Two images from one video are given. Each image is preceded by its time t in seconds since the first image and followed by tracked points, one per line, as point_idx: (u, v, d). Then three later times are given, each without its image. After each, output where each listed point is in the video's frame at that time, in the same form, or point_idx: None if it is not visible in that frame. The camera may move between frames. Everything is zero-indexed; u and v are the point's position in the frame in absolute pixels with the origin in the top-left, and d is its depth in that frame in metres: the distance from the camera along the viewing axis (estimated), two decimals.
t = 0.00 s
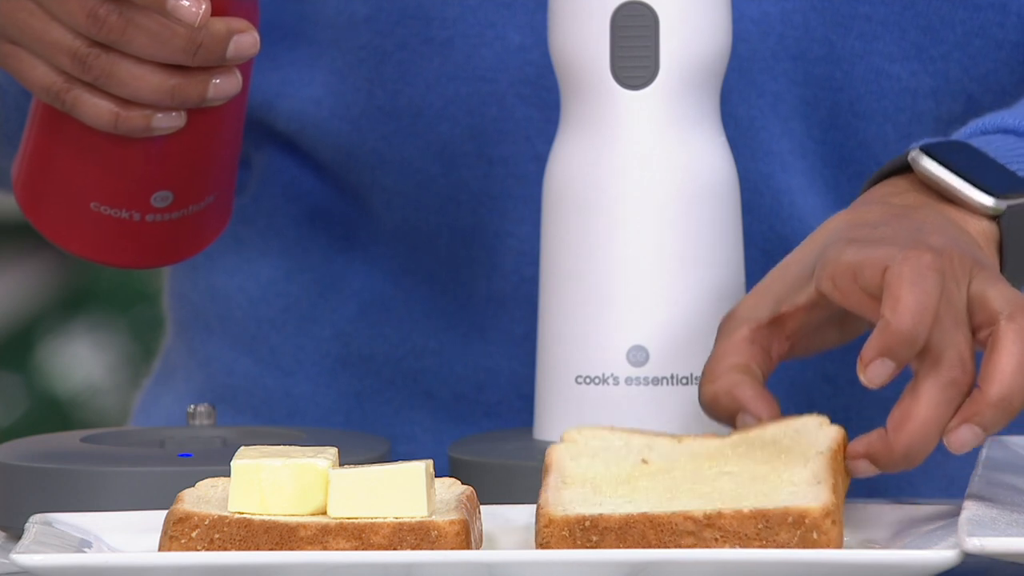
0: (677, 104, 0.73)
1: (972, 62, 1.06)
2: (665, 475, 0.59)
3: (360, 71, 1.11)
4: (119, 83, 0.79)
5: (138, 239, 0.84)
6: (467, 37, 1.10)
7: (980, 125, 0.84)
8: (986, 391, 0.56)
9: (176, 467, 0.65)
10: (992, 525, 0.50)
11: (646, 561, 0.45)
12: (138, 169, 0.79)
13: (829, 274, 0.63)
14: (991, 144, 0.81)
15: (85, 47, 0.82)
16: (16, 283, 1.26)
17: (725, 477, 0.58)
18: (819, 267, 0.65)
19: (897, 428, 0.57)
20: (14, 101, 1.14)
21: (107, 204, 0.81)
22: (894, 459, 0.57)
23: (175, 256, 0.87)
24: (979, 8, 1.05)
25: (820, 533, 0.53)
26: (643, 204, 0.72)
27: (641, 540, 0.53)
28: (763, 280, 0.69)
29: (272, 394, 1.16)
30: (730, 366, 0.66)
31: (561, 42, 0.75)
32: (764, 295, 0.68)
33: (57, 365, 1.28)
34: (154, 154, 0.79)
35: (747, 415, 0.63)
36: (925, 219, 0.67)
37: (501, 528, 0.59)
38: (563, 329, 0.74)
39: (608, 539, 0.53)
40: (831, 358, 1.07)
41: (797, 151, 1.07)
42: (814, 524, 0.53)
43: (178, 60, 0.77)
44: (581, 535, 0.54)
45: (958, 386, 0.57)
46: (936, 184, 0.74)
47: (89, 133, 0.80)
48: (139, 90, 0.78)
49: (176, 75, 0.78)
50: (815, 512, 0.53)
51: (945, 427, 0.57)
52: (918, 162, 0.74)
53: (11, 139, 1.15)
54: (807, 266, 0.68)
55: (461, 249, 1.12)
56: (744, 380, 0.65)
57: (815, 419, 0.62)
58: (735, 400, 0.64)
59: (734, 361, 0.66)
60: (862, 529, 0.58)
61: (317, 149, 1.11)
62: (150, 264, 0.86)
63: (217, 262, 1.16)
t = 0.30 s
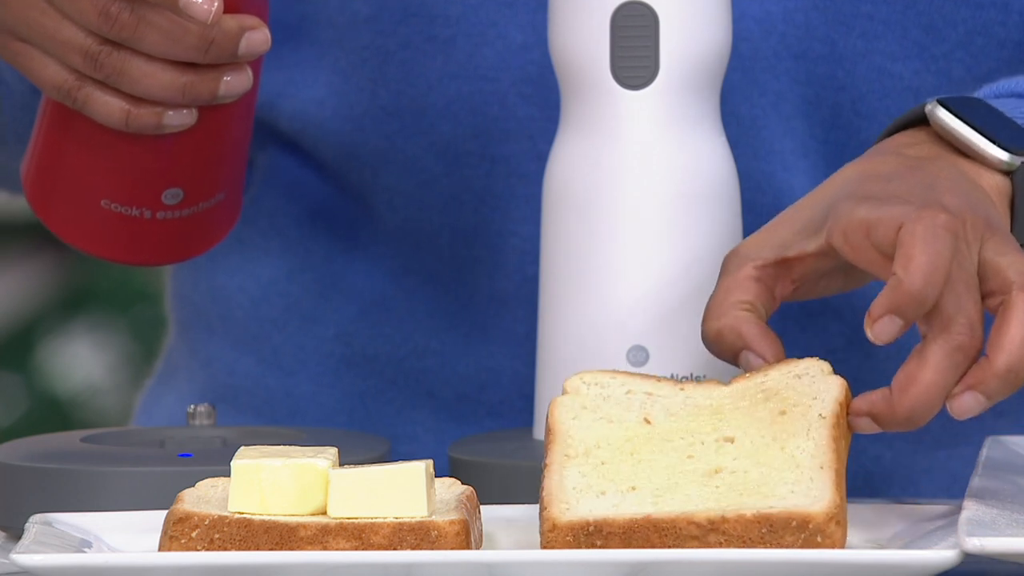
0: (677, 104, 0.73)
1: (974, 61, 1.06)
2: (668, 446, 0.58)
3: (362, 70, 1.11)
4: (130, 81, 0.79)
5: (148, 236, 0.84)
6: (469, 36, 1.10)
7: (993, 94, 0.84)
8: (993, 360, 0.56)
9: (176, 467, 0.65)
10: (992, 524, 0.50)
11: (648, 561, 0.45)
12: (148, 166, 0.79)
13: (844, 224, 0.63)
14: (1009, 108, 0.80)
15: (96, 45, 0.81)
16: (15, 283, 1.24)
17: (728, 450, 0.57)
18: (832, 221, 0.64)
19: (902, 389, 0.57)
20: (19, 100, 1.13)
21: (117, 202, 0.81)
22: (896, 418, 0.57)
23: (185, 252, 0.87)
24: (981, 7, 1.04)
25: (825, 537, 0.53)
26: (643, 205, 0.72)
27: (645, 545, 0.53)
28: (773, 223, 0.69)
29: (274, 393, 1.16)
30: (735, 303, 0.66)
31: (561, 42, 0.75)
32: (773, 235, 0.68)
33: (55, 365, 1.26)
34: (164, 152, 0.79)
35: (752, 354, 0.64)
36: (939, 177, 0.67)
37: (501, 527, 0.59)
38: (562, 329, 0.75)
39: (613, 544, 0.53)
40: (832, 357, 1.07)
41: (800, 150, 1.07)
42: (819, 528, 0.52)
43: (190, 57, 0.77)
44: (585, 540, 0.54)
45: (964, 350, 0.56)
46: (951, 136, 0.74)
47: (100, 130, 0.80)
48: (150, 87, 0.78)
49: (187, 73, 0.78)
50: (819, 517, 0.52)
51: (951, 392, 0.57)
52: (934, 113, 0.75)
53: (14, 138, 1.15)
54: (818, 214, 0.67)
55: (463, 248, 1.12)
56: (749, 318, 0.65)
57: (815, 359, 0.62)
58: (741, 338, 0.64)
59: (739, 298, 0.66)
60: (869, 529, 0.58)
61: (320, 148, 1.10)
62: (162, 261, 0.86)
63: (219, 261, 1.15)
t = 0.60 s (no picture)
0: (677, 104, 0.73)
1: (973, 61, 1.06)
2: (666, 439, 0.58)
3: (362, 71, 1.11)
4: (131, 85, 0.79)
5: (150, 237, 0.84)
6: (469, 36, 1.10)
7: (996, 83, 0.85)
8: (992, 355, 0.57)
9: (176, 466, 0.65)
10: (992, 524, 0.50)
11: (648, 561, 0.45)
12: (147, 170, 0.79)
13: (845, 211, 0.62)
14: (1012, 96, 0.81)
15: (98, 49, 0.81)
16: (15, 284, 1.23)
17: (727, 444, 0.57)
18: (833, 209, 0.64)
19: (901, 381, 0.57)
20: (20, 104, 1.14)
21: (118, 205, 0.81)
22: (895, 409, 0.57)
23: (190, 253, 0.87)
24: (981, 7, 1.05)
25: (825, 537, 0.53)
26: (643, 204, 0.72)
27: (647, 546, 0.53)
28: (774, 207, 0.69)
29: (273, 393, 1.16)
30: (735, 288, 0.66)
31: (561, 42, 0.75)
32: (773, 220, 0.68)
33: (54, 365, 1.25)
34: (163, 156, 0.79)
35: (751, 340, 0.64)
36: (941, 166, 0.67)
37: (500, 527, 0.59)
38: (562, 329, 0.75)
39: (614, 546, 0.53)
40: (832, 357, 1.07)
41: (798, 151, 1.07)
42: (819, 529, 0.52)
43: (190, 61, 0.77)
44: (586, 541, 0.54)
45: (963, 343, 0.56)
46: (954, 121, 0.74)
47: (101, 134, 0.80)
48: (152, 92, 0.78)
49: (188, 78, 0.78)
50: (820, 517, 0.52)
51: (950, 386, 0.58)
52: (937, 99, 0.75)
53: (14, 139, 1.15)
54: (818, 200, 0.67)
55: (463, 249, 1.12)
56: (749, 303, 0.65)
57: (813, 345, 0.61)
58: (740, 323, 0.64)
59: (739, 283, 0.66)
60: (869, 527, 0.58)
61: (319, 150, 1.10)
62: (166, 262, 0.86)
63: (218, 262, 1.15)
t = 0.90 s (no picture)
0: (677, 104, 0.73)
1: (971, 61, 1.07)
2: (668, 440, 0.58)
3: (360, 71, 1.11)
4: (132, 87, 0.79)
5: (151, 239, 0.84)
6: (466, 36, 1.10)
7: (997, 83, 0.85)
8: (994, 356, 0.57)
9: (176, 467, 0.65)
10: (992, 525, 0.50)
11: (648, 561, 0.45)
12: (147, 172, 0.79)
13: (849, 211, 0.62)
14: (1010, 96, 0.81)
15: (99, 52, 0.81)
16: (15, 283, 1.20)
17: (729, 445, 0.57)
18: (838, 208, 0.64)
19: (904, 381, 0.57)
20: (19, 104, 1.16)
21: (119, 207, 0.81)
22: (898, 410, 0.57)
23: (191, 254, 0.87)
24: (978, 7, 1.05)
25: (825, 539, 0.53)
26: (643, 204, 0.72)
27: (646, 545, 0.53)
28: (778, 207, 0.69)
29: (272, 393, 1.16)
30: (739, 288, 0.66)
31: (561, 42, 0.75)
32: (777, 220, 0.68)
33: (53, 365, 1.22)
34: (163, 158, 0.79)
35: (755, 341, 0.64)
36: (944, 166, 0.67)
37: (499, 527, 0.59)
38: (562, 329, 0.75)
39: (614, 546, 0.53)
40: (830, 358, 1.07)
41: (796, 151, 1.07)
42: (820, 530, 0.52)
43: (191, 64, 0.77)
44: (586, 542, 0.54)
45: (966, 343, 0.56)
46: (957, 121, 0.74)
47: (102, 136, 0.80)
48: (153, 94, 0.78)
49: (189, 80, 0.78)
50: (820, 519, 0.52)
51: (953, 386, 0.58)
52: (941, 98, 0.75)
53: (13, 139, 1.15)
54: (821, 199, 0.67)
55: (461, 248, 1.12)
56: (753, 304, 0.65)
57: (815, 346, 0.61)
58: (744, 324, 0.64)
59: (743, 283, 0.66)
60: (870, 527, 0.58)
61: (317, 150, 1.10)
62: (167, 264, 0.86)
63: (217, 262, 1.15)
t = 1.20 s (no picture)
0: (677, 104, 0.73)
1: (970, 60, 1.07)
2: (669, 440, 0.58)
3: (359, 71, 1.11)
4: (128, 84, 0.79)
5: (150, 238, 0.84)
6: (465, 36, 1.10)
7: (997, 82, 0.85)
8: (994, 357, 0.57)
9: (176, 467, 0.65)
10: (992, 525, 0.50)
11: (648, 561, 0.45)
12: (147, 172, 0.79)
13: (849, 211, 0.62)
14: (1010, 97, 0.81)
15: (94, 49, 0.81)
16: (15, 284, 1.20)
17: (729, 445, 0.57)
18: (837, 208, 0.64)
19: (903, 382, 0.57)
20: (18, 104, 1.15)
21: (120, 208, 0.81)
22: (898, 410, 0.57)
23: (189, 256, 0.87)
24: (976, 6, 1.05)
25: (826, 539, 0.53)
26: (643, 204, 0.72)
27: (647, 545, 0.53)
28: (777, 207, 0.69)
29: (271, 392, 1.16)
30: (740, 288, 0.66)
31: (561, 42, 0.75)
32: (777, 219, 0.68)
33: (53, 365, 1.22)
34: (162, 155, 0.79)
35: (755, 340, 0.64)
36: (944, 166, 0.67)
37: (499, 527, 0.59)
38: (562, 330, 0.75)
39: (614, 546, 0.53)
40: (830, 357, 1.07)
41: (795, 151, 1.07)
42: (820, 530, 0.52)
43: (187, 60, 0.77)
44: (587, 542, 0.54)
45: (965, 344, 0.56)
46: (957, 119, 0.74)
47: (99, 134, 0.80)
48: (149, 91, 0.78)
49: (185, 76, 0.78)
50: (821, 518, 0.52)
51: (953, 387, 0.58)
52: (942, 97, 0.75)
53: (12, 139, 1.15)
54: (821, 199, 0.67)
55: (460, 248, 1.12)
56: (753, 304, 0.65)
57: (815, 346, 0.61)
58: (744, 324, 0.64)
59: (744, 283, 0.66)
60: (870, 527, 0.58)
61: (316, 150, 1.10)
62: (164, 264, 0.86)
63: (216, 262, 1.15)
